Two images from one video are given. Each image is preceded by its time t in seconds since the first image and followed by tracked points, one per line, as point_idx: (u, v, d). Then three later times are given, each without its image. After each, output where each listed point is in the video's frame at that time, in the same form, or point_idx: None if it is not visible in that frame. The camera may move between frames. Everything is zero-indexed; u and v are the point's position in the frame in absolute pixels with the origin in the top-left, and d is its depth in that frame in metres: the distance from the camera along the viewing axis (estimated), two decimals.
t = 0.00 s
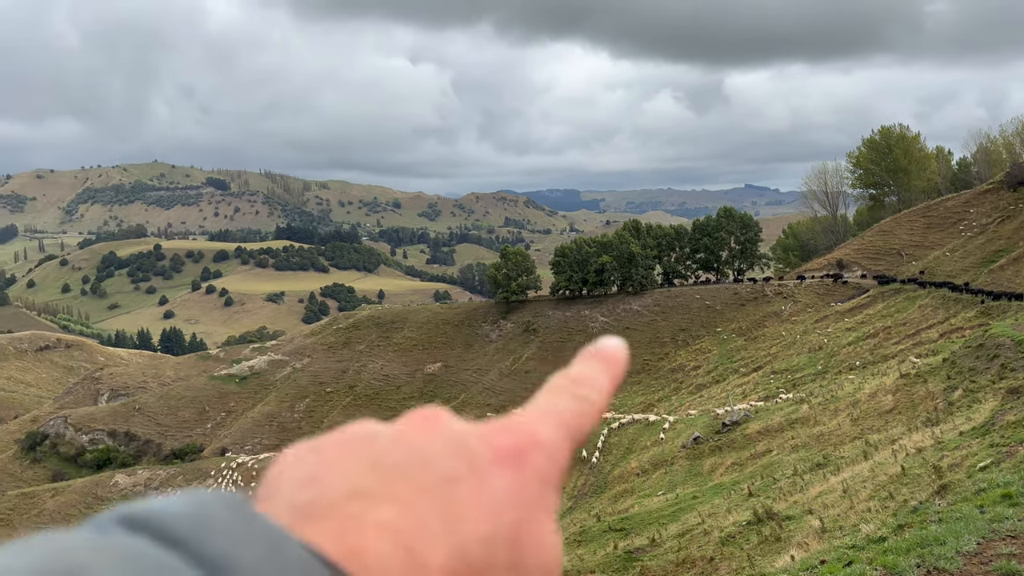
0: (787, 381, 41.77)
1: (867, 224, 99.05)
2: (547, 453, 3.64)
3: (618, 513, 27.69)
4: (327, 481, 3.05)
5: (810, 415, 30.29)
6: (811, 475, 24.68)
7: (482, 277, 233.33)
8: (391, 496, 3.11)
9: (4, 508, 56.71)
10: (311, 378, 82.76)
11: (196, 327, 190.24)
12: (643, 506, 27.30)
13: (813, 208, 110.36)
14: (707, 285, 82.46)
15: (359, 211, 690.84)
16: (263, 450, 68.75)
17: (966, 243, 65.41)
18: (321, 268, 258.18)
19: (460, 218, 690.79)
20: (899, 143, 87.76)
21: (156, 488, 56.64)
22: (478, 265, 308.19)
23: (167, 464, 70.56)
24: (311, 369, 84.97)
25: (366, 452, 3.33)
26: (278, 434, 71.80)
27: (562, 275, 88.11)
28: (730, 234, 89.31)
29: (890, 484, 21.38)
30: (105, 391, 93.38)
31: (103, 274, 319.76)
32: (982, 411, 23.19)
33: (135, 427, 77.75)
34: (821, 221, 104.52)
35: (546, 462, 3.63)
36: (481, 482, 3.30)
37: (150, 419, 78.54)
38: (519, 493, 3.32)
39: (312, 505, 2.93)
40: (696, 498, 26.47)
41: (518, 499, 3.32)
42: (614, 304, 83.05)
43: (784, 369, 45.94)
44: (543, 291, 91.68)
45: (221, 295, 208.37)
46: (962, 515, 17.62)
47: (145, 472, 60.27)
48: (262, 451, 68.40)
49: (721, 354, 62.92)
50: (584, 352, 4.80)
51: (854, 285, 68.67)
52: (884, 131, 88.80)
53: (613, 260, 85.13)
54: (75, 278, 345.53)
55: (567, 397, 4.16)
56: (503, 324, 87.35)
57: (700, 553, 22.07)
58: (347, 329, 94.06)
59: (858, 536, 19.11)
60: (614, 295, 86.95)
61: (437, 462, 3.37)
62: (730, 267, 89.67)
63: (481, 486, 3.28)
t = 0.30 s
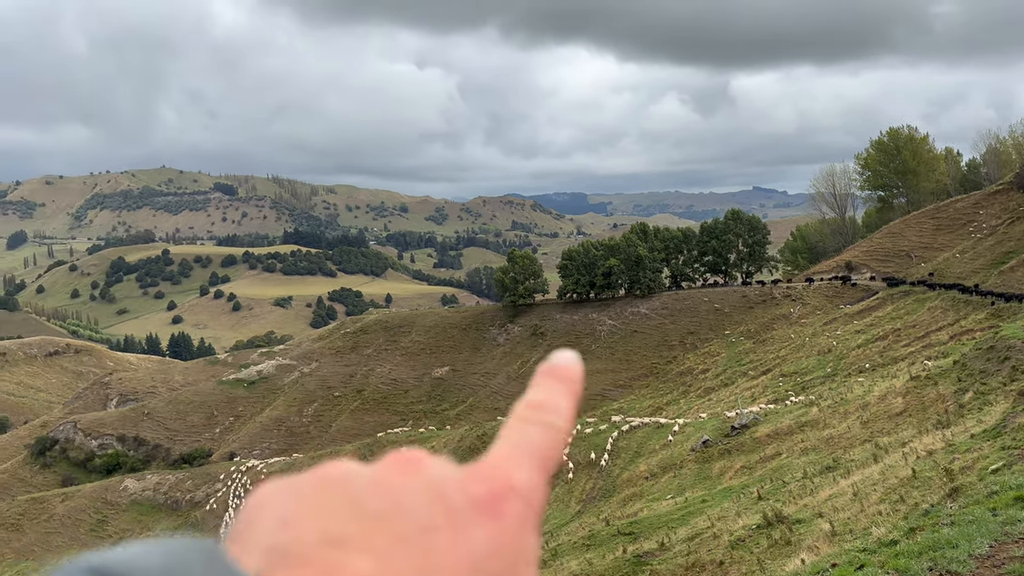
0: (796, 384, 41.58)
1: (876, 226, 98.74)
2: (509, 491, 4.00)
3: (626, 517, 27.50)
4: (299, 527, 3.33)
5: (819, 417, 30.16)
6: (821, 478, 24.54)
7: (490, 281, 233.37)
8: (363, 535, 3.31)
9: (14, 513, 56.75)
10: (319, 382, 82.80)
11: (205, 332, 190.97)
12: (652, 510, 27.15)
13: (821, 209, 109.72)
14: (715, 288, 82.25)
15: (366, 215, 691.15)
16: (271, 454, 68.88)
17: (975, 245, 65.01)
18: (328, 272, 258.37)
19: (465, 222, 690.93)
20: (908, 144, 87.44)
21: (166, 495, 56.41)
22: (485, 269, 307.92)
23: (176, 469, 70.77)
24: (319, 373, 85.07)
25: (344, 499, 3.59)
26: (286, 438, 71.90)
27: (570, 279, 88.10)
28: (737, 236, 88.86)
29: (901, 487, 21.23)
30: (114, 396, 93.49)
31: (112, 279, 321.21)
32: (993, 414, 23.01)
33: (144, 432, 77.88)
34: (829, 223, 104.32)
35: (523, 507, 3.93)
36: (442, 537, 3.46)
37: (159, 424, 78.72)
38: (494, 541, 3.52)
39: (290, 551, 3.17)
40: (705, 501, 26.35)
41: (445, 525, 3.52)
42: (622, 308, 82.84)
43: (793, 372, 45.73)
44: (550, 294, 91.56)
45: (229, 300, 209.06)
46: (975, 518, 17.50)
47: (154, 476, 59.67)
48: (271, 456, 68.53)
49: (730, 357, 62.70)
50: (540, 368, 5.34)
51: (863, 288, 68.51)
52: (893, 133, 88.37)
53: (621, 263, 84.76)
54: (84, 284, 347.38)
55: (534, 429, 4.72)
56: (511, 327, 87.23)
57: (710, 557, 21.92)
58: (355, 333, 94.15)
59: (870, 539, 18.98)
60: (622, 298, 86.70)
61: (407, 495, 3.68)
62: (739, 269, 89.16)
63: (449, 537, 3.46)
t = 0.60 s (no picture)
0: (809, 387, 41.43)
1: (890, 227, 98.19)
2: None
3: (639, 519, 27.38)
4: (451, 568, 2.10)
5: (833, 420, 30.01)
6: (835, 480, 24.45)
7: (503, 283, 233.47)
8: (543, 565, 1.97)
9: (31, 513, 57.15)
10: (333, 384, 83.15)
11: (219, 334, 192.40)
12: (666, 512, 27.07)
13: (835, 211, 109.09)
14: (728, 290, 81.83)
15: (383, 216, 690.88)
16: (286, 455, 69.36)
17: (992, 246, 64.47)
18: (342, 274, 259.18)
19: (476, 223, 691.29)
20: (922, 145, 87.09)
21: (181, 496, 56.48)
22: (497, 270, 307.77)
23: (191, 469, 71.29)
24: (333, 375, 85.40)
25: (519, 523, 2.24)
26: (301, 439, 72.33)
27: (582, 281, 88.05)
28: (751, 238, 88.94)
29: (916, 490, 21.13)
30: (130, 397, 94.05)
31: (128, 281, 324.12)
32: (1010, 416, 22.86)
33: (160, 433, 78.35)
34: (843, 224, 103.87)
35: None
36: None
37: (174, 425, 79.23)
38: None
39: None
40: (718, 503, 26.28)
41: None
42: (635, 309, 82.61)
43: (806, 374, 45.60)
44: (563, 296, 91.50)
45: (244, 302, 210.34)
46: (990, 520, 17.43)
47: (170, 477, 59.51)
48: (285, 457, 69.02)
49: (743, 359, 62.58)
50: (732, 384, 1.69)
51: (878, 289, 68.24)
52: (907, 134, 88.40)
53: (634, 265, 84.43)
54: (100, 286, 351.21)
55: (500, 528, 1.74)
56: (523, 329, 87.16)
57: (723, 559, 21.90)
58: (369, 334, 94.45)
59: (884, 542, 18.90)
60: (635, 300, 86.42)
61: None
62: (752, 271, 88.80)
63: None
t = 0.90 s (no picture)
0: (829, 389, 41.16)
1: (911, 229, 97.35)
2: None
3: (656, 521, 27.24)
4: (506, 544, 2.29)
5: (852, 423, 29.78)
6: (854, 484, 24.28)
7: (520, 283, 233.35)
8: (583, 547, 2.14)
9: (53, 510, 57.68)
10: (350, 383, 83.52)
11: (239, 333, 194.37)
12: (682, 514, 26.93)
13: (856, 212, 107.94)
14: (747, 291, 81.38)
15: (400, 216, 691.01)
16: (304, 454, 69.79)
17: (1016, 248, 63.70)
18: (359, 275, 259.93)
19: (489, 224, 691.34)
20: (944, 146, 86.32)
21: (200, 493, 56.91)
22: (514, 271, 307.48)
23: (210, 467, 71.83)
24: (350, 374, 85.81)
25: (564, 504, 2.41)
26: (318, 438, 72.77)
27: (600, 282, 87.97)
28: (770, 240, 88.15)
29: (937, 494, 20.91)
30: (150, 396, 94.93)
31: (149, 281, 328.20)
32: None
33: (179, 431, 79.03)
34: (862, 226, 103.02)
35: None
36: None
37: (193, 423, 79.94)
38: None
39: None
40: (735, 506, 26.15)
41: None
42: (653, 310, 82.43)
43: (826, 376, 45.31)
44: (580, 297, 91.40)
45: (263, 301, 211.96)
46: (1014, 526, 17.20)
47: (189, 475, 60.05)
48: (303, 456, 69.44)
49: (762, 361, 62.34)
50: None
51: (899, 291, 67.58)
52: (929, 135, 87.64)
53: (651, 266, 84.08)
54: (120, 284, 355.70)
55: None
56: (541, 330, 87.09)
57: (741, 562, 21.79)
58: (386, 334, 94.80)
59: (905, 547, 18.69)
60: (653, 301, 86.13)
61: None
62: (772, 272, 88.22)
63: None
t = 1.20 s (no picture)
0: (847, 392, 40.87)
1: (933, 231, 96.36)
2: None
3: (672, 522, 27.12)
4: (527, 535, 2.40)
5: (871, 426, 29.56)
6: (873, 488, 24.09)
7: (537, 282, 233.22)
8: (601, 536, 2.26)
9: (73, 503, 58.15)
10: (367, 381, 83.85)
11: (256, 330, 195.75)
12: (699, 516, 26.78)
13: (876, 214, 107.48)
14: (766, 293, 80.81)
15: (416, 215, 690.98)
16: (321, 451, 70.26)
17: None
18: (376, 273, 260.36)
19: (501, 224, 691.14)
20: (967, 148, 85.45)
21: (217, 489, 57.30)
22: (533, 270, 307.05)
23: (227, 464, 72.37)
24: (367, 372, 86.05)
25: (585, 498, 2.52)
26: (335, 436, 73.09)
27: (617, 282, 87.68)
28: (789, 241, 87.44)
29: (958, 499, 20.69)
30: (169, 392, 95.69)
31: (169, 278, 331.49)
32: None
33: (198, 427, 79.66)
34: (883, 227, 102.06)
35: None
36: None
37: (211, 420, 80.56)
38: None
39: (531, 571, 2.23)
40: (753, 509, 26.01)
41: None
42: (670, 311, 82.08)
43: (844, 379, 44.98)
44: (597, 297, 91.09)
45: (281, 299, 213.25)
46: None
47: (207, 471, 60.40)
48: (321, 453, 69.89)
49: (780, 363, 62.06)
50: None
51: (920, 294, 67.03)
52: (951, 136, 86.77)
53: (669, 266, 83.67)
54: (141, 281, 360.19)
55: None
56: (557, 330, 86.97)
57: (758, 565, 21.67)
58: (402, 333, 94.96)
59: (927, 551, 18.50)
60: (670, 301, 85.75)
61: None
62: (791, 274, 87.66)
63: None
